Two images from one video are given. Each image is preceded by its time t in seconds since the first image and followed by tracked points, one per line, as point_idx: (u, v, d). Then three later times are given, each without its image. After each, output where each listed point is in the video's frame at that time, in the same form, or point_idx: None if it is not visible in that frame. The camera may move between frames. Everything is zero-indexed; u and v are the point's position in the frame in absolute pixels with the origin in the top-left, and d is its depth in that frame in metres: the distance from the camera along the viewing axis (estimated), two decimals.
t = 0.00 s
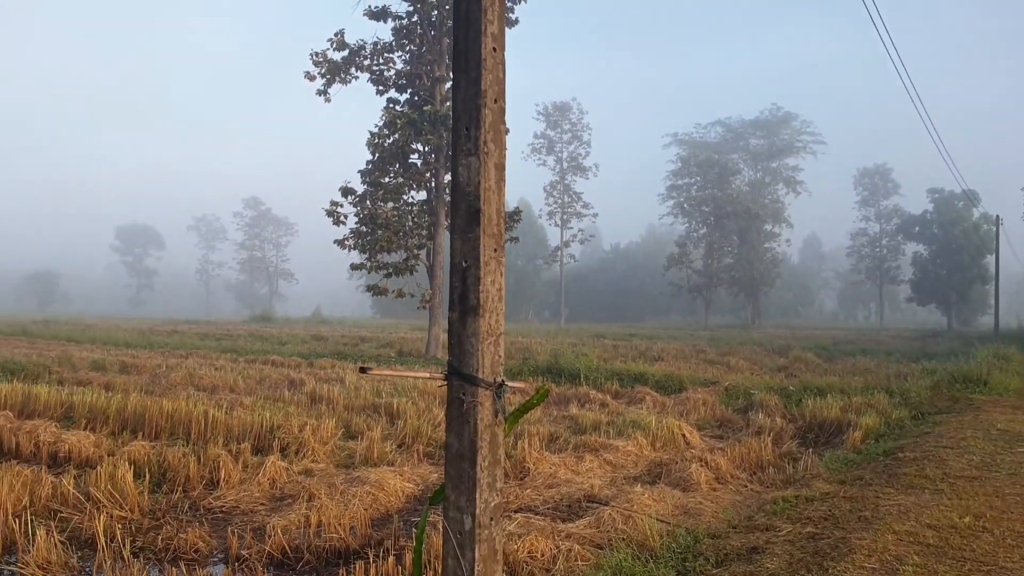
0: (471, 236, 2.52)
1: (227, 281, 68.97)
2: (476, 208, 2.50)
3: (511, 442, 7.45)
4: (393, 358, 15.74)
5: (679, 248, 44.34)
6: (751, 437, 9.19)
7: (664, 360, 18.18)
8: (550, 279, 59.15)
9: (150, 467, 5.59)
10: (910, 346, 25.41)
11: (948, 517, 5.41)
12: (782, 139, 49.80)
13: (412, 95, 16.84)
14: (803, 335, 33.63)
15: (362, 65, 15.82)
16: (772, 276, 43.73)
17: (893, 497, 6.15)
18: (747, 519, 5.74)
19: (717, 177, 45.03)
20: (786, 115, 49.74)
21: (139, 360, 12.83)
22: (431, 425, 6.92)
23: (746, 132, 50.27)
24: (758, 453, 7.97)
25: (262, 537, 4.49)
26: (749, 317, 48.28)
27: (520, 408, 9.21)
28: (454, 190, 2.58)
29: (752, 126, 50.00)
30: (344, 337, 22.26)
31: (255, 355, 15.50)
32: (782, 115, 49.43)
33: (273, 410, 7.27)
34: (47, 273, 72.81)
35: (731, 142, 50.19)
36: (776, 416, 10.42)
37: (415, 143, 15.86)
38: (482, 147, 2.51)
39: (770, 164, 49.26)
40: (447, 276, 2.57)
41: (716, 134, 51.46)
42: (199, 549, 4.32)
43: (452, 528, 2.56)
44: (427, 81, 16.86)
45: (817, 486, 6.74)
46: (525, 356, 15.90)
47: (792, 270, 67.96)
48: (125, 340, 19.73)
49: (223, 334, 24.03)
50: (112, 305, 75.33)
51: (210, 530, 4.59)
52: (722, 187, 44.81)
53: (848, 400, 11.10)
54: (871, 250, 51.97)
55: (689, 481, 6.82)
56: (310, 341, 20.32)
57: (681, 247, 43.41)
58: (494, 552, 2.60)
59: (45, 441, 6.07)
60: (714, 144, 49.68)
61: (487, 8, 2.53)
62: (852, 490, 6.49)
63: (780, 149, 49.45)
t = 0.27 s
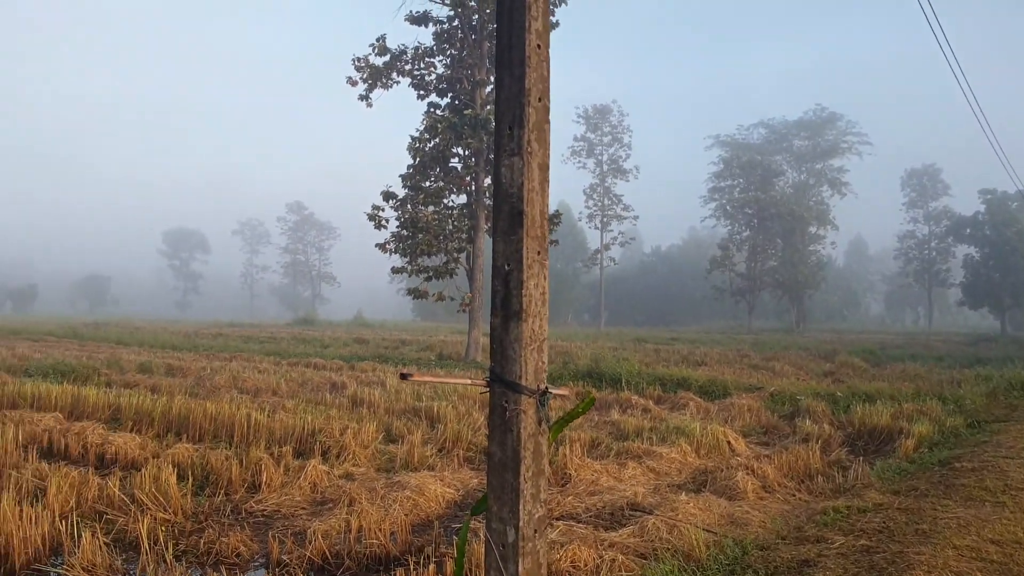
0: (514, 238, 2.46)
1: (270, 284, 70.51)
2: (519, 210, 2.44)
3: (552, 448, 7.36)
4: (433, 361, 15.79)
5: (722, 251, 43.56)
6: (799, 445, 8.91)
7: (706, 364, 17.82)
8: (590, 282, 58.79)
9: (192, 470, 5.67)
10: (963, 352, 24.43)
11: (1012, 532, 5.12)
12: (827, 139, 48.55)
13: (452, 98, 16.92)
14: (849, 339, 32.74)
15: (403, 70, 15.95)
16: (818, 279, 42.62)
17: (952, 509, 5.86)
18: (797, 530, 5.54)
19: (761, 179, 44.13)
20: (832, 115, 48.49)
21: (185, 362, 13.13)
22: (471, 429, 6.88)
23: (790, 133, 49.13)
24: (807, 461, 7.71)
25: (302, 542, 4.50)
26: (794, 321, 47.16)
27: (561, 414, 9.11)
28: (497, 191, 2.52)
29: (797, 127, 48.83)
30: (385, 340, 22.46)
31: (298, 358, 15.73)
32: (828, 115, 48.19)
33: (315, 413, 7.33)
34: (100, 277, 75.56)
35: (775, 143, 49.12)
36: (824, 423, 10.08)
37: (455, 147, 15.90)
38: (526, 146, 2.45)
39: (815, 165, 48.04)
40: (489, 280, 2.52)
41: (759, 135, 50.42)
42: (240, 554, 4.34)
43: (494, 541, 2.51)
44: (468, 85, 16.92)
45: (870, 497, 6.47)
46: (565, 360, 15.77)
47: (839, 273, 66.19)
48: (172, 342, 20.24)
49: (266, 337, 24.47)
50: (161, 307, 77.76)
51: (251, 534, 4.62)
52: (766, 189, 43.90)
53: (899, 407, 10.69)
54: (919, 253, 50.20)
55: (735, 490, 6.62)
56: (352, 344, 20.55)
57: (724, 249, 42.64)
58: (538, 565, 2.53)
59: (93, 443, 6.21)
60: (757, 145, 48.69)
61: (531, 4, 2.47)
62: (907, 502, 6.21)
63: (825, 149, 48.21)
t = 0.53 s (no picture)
0: (548, 240, 2.43)
1: (310, 289, 71.82)
2: (554, 209, 2.41)
3: (590, 452, 7.28)
4: (470, 365, 15.82)
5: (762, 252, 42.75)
6: (843, 450, 8.66)
7: (746, 368, 17.50)
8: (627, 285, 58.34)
9: (232, 474, 5.77)
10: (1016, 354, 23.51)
11: None
12: (870, 138, 47.29)
13: (487, 102, 16.93)
14: (895, 341, 31.79)
15: (438, 74, 16.04)
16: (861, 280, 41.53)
17: (1006, 519, 5.61)
18: (842, 538, 5.37)
19: (801, 179, 43.22)
20: (874, 113, 47.24)
21: (226, 367, 13.41)
22: (507, 433, 6.86)
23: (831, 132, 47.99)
24: (852, 466, 7.49)
25: (339, 546, 4.53)
26: (836, 323, 46.03)
27: (598, 418, 9.01)
28: (532, 191, 2.50)
29: (838, 126, 47.67)
30: (422, 344, 22.63)
31: (337, 362, 15.96)
32: (870, 114, 46.97)
33: (353, 417, 7.41)
34: (146, 283, 77.90)
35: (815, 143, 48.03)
36: (870, 428, 9.79)
37: (490, 151, 15.86)
38: (561, 145, 2.42)
39: (858, 164, 46.83)
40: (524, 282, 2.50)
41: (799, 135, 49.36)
42: (278, 558, 4.39)
43: (530, 549, 2.49)
44: (503, 88, 16.93)
45: (918, 504, 6.25)
46: (602, 364, 15.64)
47: (883, 274, 64.43)
48: (215, 347, 20.72)
49: (305, 341, 24.90)
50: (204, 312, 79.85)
51: (288, 538, 4.67)
52: (807, 189, 42.97)
53: (948, 412, 10.31)
54: (967, 253, 48.53)
55: (777, 496, 6.46)
56: (389, 347, 20.74)
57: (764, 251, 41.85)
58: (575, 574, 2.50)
59: (136, 447, 6.38)
60: (797, 145, 47.68)
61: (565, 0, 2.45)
62: (959, 510, 5.97)
63: (867, 149, 46.96)
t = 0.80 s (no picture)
0: (577, 236, 2.41)
1: (344, 292, 72.78)
2: (582, 205, 2.38)
3: (622, 454, 7.21)
4: (502, 365, 15.81)
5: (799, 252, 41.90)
6: (883, 453, 8.41)
7: (782, 369, 17.15)
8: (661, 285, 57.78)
9: (265, 474, 5.85)
10: None
11: None
12: (910, 135, 46.00)
13: (520, 102, 16.94)
14: (939, 342, 30.87)
15: (471, 75, 16.09)
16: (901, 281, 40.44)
17: None
18: (884, 544, 5.21)
19: (839, 178, 42.25)
20: (915, 110, 45.97)
21: (262, 368, 13.62)
22: (539, 434, 6.82)
23: (869, 130, 46.80)
24: (893, 469, 7.27)
25: (369, 548, 4.55)
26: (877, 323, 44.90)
27: (631, 419, 8.92)
28: (560, 186, 2.48)
29: (876, 124, 46.46)
30: (454, 345, 22.73)
31: (370, 363, 16.12)
32: (910, 110, 45.71)
33: (385, 418, 7.45)
34: (186, 285, 79.82)
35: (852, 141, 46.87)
36: (911, 430, 9.50)
37: (523, 151, 15.87)
38: (590, 139, 2.39)
39: (897, 163, 45.59)
40: (553, 279, 2.47)
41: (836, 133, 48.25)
42: (309, 559, 4.43)
43: (559, 554, 2.47)
44: (536, 88, 16.92)
45: (963, 509, 6.03)
46: (635, 366, 15.50)
47: (925, 273, 62.64)
48: (251, 349, 21.11)
49: (340, 342, 25.22)
50: (242, 314, 81.49)
51: (319, 539, 4.71)
52: (845, 188, 42.00)
53: (994, 414, 9.94)
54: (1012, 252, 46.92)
55: (816, 500, 6.30)
56: (422, 348, 20.88)
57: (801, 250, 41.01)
58: None
59: (171, 446, 6.52)
60: (834, 143, 46.59)
61: None
62: (1006, 516, 5.74)
63: (906, 147, 45.73)
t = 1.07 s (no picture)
0: (597, 235, 2.38)
1: (373, 293, 73.50)
2: (602, 202, 2.36)
3: (649, 458, 7.14)
4: (530, 367, 15.77)
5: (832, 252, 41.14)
6: (919, 457, 8.19)
7: (814, 371, 16.85)
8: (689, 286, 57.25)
9: (291, 475, 5.91)
10: None
11: None
12: (945, 133, 44.85)
13: (547, 103, 16.91)
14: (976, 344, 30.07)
15: (498, 76, 16.11)
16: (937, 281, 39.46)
17: None
18: (920, 552, 5.06)
19: (872, 177, 41.38)
20: (950, 107, 44.81)
21: (292, 368, 13.79)
22: (565, 436, 6.78)
23: (903, 128, 45.75)
24: (929, 474, 7.07)
25: (393, 550, 4.56)
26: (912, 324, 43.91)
27: (658, 421, 8.83)
28: (580, 182, 2.46)
29: (910, 121, 45.39)
30: (482, 345, 22.77)
31: (398, 364, 16.23)
32: (945, 107, 44.57)
33: (411, 418, 7.49)
34: (219, 286, 81.33)
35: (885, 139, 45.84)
36: (948, 434, 9.24)
37: (550, 152, 15.83)
38: (611, 135, 2.37)
39: (932, 161, 44.48)
40: (572, 279, 2.45)
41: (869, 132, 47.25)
42: (331, 561, 4.45)
43: (579, 561, 2.44)
44: (563, 88, 16.87)
45: (1002, 517, 5.84)
46: (664, 367, 15.36)
47: (962, 273, 61.04)
48: (282, 349, 21.41)
49: (369, 343, 25.46)
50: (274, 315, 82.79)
51: (343, 541, 4.73)
52: (878, 186, 41.13)
53: None
54: None
55: (849, 506, 6.16)
56: (450, 349, 20.96)
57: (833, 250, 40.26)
58: None
59: (199, 447, 6.62)
60: (867, 141, 45.62)
61: None
62: None
63: (942, 145, 44.60)
